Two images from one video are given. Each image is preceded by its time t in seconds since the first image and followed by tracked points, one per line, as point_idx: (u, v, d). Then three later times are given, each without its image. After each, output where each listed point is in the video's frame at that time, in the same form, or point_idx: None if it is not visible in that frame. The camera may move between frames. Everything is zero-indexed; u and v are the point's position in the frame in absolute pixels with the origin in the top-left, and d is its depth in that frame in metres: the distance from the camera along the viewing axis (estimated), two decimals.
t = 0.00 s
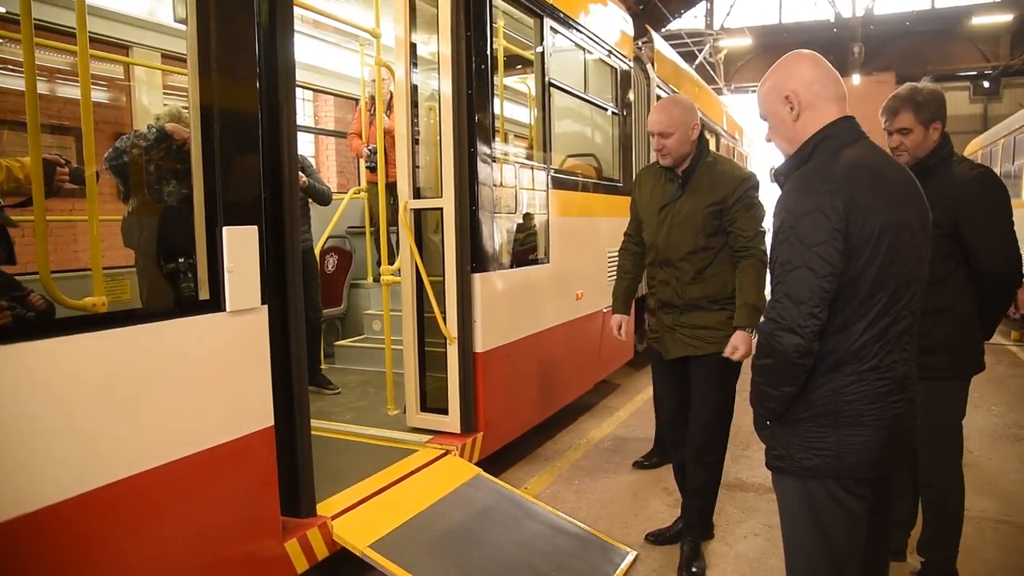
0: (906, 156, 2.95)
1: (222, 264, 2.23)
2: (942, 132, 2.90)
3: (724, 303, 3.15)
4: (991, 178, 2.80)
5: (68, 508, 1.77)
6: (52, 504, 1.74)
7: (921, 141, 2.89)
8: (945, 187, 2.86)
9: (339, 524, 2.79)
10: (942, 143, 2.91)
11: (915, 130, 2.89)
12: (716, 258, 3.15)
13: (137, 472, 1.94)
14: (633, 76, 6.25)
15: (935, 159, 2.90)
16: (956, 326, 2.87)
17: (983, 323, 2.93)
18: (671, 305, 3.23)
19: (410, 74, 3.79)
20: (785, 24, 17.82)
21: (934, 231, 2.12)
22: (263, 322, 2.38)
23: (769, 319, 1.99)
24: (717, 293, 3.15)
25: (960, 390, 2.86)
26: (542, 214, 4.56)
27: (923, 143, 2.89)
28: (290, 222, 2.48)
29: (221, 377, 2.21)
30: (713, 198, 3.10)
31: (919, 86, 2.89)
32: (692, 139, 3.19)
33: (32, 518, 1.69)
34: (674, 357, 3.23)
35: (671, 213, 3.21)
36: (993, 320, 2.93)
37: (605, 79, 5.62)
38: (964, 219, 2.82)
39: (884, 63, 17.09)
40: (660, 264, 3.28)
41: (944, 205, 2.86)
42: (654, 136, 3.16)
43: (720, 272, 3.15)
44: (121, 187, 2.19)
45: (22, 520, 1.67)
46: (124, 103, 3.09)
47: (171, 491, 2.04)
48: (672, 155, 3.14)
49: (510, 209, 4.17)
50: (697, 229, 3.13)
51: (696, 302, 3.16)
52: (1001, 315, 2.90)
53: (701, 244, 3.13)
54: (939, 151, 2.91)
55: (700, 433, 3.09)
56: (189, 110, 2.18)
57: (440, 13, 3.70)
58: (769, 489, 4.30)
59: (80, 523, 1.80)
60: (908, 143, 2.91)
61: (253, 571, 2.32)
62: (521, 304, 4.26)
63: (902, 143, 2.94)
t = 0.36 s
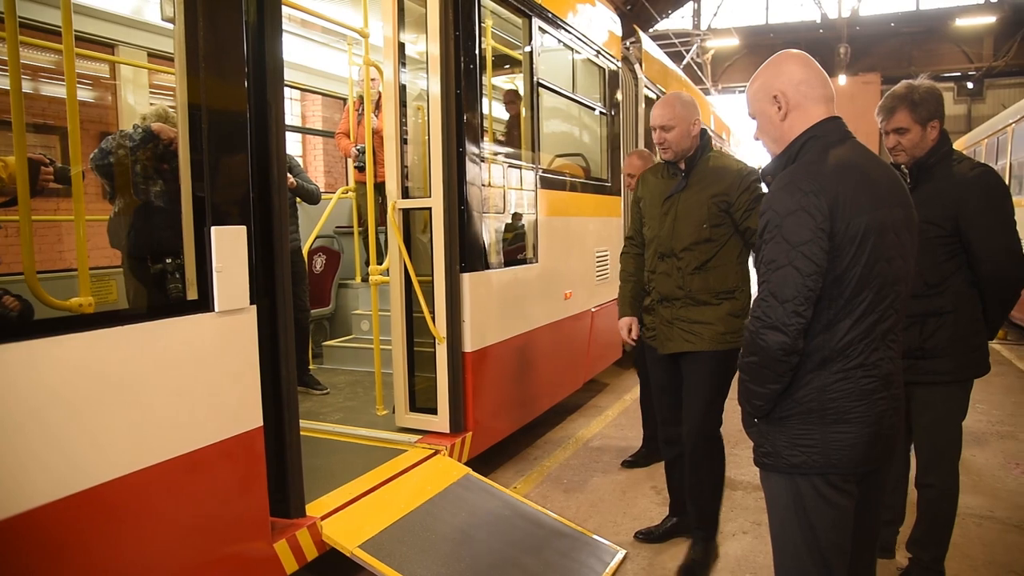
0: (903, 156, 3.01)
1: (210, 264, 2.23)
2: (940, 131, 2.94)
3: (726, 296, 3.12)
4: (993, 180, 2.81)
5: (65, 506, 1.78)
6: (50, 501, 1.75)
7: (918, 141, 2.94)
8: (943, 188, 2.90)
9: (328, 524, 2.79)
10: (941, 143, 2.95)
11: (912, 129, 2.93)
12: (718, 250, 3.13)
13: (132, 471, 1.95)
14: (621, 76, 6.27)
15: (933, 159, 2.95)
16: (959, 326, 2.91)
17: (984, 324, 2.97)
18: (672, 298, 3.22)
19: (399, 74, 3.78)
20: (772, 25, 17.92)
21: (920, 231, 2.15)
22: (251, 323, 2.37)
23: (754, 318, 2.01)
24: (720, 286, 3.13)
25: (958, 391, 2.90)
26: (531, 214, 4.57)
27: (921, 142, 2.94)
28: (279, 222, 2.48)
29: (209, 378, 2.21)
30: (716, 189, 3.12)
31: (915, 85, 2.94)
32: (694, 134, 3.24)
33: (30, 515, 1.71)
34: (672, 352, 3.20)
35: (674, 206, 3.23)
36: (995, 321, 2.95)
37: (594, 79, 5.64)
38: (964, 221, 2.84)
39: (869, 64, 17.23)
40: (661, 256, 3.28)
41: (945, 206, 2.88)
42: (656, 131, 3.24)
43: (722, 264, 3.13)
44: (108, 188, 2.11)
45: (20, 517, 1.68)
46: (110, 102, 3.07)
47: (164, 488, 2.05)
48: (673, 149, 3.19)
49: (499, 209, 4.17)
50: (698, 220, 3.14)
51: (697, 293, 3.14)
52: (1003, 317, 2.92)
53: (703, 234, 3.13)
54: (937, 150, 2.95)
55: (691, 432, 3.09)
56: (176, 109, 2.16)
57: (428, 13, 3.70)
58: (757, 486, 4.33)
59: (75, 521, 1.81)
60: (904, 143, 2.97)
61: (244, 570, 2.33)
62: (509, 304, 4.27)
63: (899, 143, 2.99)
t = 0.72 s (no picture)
0: (884, 157, 3.05)
1: (201, 264, 2.22)
2: (919, 132, 2.99)
3: (727, 303, 3.02)
4: (969, 179, 2.86)
5: (61, 506, 1.78)
6: (47, 501, 1.75)
7: (897, 142, 2.98)
8: (921, 188, 2.93)
9: (319, 524, 2.79)
10: (920, 144, 2.99)
11: (890, 130, 2.98)
12: (721, 254, 3.02)
13: (127, 471, 1.95)
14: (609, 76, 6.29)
15: (912, 160, 2.99)
16: (938, 323, 2.94)
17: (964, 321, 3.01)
18: (672, 302, 3.15)
19: (388, 74, 3.78)
20: (759, 26, 18.03)
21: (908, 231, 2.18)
22: (242, 323, 2.37)
23: (747, 318, 2.03)
24: (721, 292, 3.03)
25: (938, 386, 2.94)
26: (520, 214, 4.58)
27: (900, 144, 2.98)
28: (270, 222, 2.47)
29: (199, 379, 2.19)
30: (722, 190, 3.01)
31: (893, 87, 2.98)
32: (705, 132, 3.13)
33: (27, 515, 1.71)
34: (673, 358, 3.14)
35: (678, 206, 3.14)
36: (972, 319, 3.00)
37: (582, 80, 5.65)
38: (942, 219, 2.88)
39: (854, 65, 17.37)
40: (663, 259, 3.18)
41: (924, 205, 2.91)
42: (664, 128, 3.15)
43: (725, 270, 3.03)
44: (92, 188, 2.10)
45: (17, 518, 1.68)
46: (96, 102, 3.04)
47: (158, 489, 2.04)
48: (681, 147, 3.09)
49: (488, 209, 4.18)
50: (701, 222, 3.03)
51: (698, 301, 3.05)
52: (982, 315, 2.97)
53: (706, 237, 3.02)
54: (917, 151, 2.99)
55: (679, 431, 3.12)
56: (166, 109, 2.15)
57: (418, 13, 3.70)
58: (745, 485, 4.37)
59: (65, 524, 1.79)
60: (884, 145, 3.01)
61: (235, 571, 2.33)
62: (499, 303, 4.28)
63: (879, 144, 3.04)
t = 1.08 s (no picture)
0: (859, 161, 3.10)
1: (194, 265, 2.21)
2: (894, 135, 3.04)
3: (731, 313, 2.86)
4: (942, 179, 2.91)
5: (59, 507, 1.78)
6: (42, 503, 1.75)
7: (872, 145, 3.03)
8: (896, 189, 2.97)
9: (311, 525, 2.79)
10: (894, 147, 3.04)
11: (866, 134, 3.03)
12: (730, 261, 2.85)
13: (124, 472, 1.95)
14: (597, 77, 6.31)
15: (887, 163, 3.03)
16: (914, 320, 2.98)
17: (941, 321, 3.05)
18: (675, 305, 3.02)
19: (379, 74, 3.78)
20: (745, 27, 18.13)
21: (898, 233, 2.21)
22: (234, 324, 2.36)
23: (741, 319, 2.04)
24: (727, 300, 2.87)
25: (917, 381, 2.97)
26: (510, 214, 4.59)
27: (875, 147, 3.04)
28: (262, 223, 2.47)
29: (191, 380, 2.19)
30: (733, 194, 2.85)
31: (867, 92, 3.04)
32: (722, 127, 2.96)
33: (26, 516, 1.71)
34: (670, 363, 3.04)
35: (688, 206, 2.99)
36: (949, 319, 3.04)
37: (571, 80, 5.68)
38: (917, 219, 2.94)
39: (840, 66, 17.51)
40: (671, 260, 3.04)
41: (900, 206, 2.95)
42: (679, 126, 2.97)
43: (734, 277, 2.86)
44: (79, 188, 2.11)
45: (16, 518, 1.69)
46: (84, 102, 3.02)
47: (154, 490, 2.05)
48: (699, 144, 2.92)
49: (478, 209, 4.19)
50: (710, 226, 2.88)
51: (703, 307, 2.90)
52: (959, 314, 3.02)
53: (714, 242, 2.86)
54: (892, 154, 3.04)
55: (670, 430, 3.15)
56: (158, 109, 2.14)
57: (408, 13, 3.70)
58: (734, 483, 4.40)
59: (58, 527, 1.78)
60: (860, 148, 3.05)
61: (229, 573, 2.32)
62: (490, 303, 4.30)
63: (854, 148, 3.08)
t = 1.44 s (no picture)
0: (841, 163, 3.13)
1: (180, 266, 2.21)
2: (874, 137, 3.08)
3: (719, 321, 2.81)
4: (923, 180, 2.95)
5: (54, 505, 1.80)
6: (27, 505, 1.74)
7: (853, 147, 3.06)
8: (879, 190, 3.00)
9: (299, 526, 2.78)
10: (875, 149, 3.08)
11: (846, 137, 3.06)
12: (722, 268, 2.80)
13: (116, 471, 1.96)
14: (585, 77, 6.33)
15: (870, 164, 3.06)
16: (897, 319, 3.02)
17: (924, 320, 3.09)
18: (662, 308, 2.97)
19: (366, 74, 3.78)
20: (733, 28, 18.23)
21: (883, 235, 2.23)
22: (221, 326, 2.35)
23: (727, 321, 2.06)
24: (716, 308, 2.82)
25: (901, 379, 3.00)
26: (498, 215, 4.60)
27: (855, 149, 3.06)
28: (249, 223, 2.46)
29: (178, 382, 2.18)
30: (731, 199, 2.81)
31: (848, 96, 3.07)
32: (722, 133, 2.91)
33: (20, 515, 1.72)
34: (652, 367, 3.00)
35: (685, 208, 2.95)
36: (931, 317, 3.09)
37: (559, 81, 5.69)
38: (900, 219, 2.97)
39: (827, 67, 17.65)
40: (663, 262, 2.99)
41: (884, 207, 2.99)
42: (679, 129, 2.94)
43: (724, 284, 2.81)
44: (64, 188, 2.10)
45: (12, 516, 1.70)
46: (69, 102, 3.00)
47: (144, 490, 2.05)
48: (696, 150, 2.90)
49: (467, 210, 4.19)
50: (705, 230, 2.83)
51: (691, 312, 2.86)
52: (940, 312, 3.07)
53: (709, 247, 2.81)
54: (874, 155, 3.08)
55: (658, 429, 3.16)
56: (144, 110, 2.13)
57: (396, 13, 3.70)
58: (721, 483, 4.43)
59: (44, 530, 1.78)
60: (841, 150, 3.08)
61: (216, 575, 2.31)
62: (478, 303, 4.30)
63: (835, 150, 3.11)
